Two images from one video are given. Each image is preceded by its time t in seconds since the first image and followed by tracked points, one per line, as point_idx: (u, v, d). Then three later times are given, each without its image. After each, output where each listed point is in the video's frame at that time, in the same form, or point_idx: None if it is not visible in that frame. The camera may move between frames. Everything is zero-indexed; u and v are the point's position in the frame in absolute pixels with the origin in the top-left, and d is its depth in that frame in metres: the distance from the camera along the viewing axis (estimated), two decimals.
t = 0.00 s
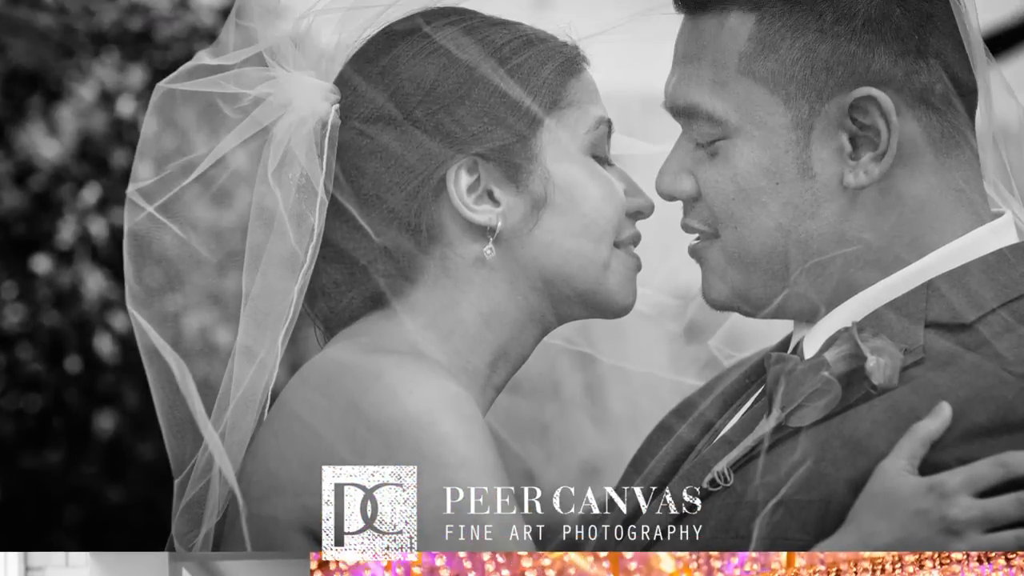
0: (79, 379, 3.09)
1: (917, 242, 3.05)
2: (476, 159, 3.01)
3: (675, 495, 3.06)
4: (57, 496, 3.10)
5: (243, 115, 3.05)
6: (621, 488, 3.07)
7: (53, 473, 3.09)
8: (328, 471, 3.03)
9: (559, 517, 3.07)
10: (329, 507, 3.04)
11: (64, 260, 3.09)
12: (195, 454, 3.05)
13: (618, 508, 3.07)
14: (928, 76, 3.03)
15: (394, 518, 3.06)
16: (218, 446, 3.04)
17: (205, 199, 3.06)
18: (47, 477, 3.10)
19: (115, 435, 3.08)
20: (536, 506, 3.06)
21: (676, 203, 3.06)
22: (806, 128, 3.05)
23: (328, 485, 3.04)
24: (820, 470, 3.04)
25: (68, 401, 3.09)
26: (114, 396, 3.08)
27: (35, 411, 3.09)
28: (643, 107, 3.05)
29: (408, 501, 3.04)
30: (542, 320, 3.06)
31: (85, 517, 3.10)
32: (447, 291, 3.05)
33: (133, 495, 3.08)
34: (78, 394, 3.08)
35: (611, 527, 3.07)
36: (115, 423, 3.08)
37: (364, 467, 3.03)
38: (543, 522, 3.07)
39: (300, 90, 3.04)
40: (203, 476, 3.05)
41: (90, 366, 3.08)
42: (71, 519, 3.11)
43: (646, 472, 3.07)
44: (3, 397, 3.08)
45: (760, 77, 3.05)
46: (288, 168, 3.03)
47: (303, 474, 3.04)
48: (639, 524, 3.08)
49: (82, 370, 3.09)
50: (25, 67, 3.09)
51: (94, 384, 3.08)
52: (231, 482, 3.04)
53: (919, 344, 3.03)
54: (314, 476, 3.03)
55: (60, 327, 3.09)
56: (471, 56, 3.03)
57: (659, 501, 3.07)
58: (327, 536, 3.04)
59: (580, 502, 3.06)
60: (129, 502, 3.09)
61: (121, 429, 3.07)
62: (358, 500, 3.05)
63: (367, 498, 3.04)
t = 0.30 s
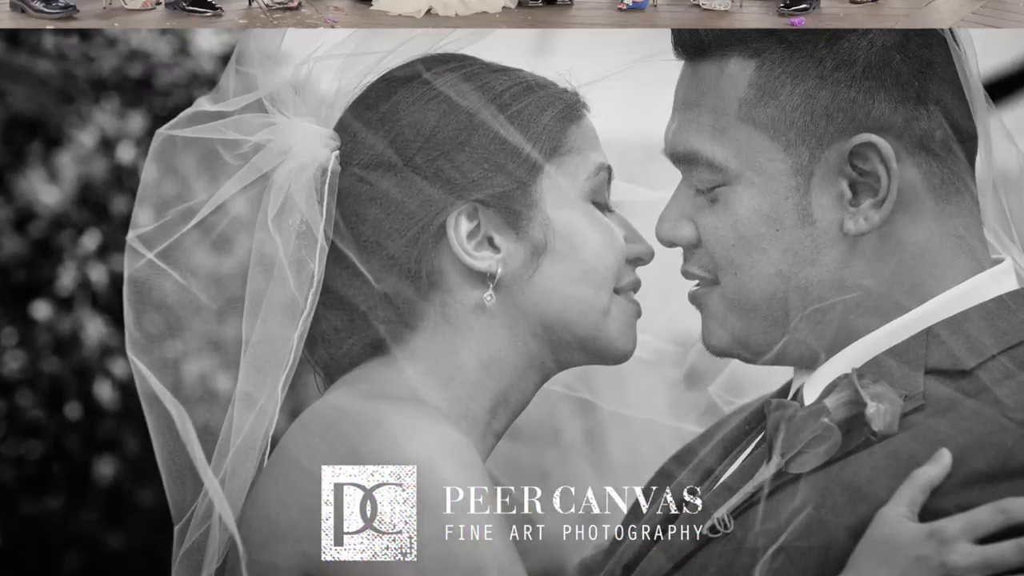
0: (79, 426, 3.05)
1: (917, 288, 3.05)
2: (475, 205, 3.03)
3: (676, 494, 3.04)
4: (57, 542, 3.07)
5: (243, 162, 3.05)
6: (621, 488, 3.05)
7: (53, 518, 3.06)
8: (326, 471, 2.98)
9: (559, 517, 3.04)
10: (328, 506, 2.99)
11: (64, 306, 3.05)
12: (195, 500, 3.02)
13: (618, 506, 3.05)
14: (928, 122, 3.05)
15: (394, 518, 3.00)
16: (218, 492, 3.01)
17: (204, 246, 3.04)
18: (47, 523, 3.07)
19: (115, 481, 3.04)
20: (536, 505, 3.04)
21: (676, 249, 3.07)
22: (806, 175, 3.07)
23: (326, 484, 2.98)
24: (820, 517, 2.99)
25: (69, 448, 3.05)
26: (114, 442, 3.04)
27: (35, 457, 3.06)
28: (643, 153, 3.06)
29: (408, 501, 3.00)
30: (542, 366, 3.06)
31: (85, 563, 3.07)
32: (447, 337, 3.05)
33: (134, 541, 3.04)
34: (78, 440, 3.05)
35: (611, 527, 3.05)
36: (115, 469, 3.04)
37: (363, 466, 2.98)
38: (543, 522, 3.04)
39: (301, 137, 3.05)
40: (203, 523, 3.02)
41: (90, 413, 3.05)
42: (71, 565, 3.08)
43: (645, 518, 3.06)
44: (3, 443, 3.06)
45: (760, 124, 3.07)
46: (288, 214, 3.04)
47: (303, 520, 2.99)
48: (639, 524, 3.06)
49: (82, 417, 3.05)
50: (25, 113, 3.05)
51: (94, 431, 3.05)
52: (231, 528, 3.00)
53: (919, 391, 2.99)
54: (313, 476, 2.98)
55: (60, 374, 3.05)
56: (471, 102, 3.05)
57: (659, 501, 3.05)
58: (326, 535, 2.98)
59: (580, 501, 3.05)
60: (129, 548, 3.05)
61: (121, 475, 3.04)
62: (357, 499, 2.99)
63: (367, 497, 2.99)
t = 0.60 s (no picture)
0: (79, 472, 3.01)
1: (917, 334, 3.04)
2: (475, 252, 3.03)
3: (677, 496, 3.03)
4: None
5: (243, 209, 3.05)
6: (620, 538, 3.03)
7: (53, 565, 3.00)
8: (326, 471, 3.00)
9: (560, 517, 3.03)
10: (327, 507, 2.99)
11: (64, 352, 3.02)
12: (195, 547, 2.98)
13: (618, 506, 3.03)
14: (928, 168, 3.06)
15: (393, 518, 3.00)
16: (219, 538, 2.97)
17: (204, 292, 3.04)
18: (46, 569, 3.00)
19: (115, 527, 2.99)
20: (536, 506, 3.02)
21: (676, 296, 3.08)
22: (806, 222, 3.08)
23: (325, 484, 3.00)
24: (820, 563, 2.95)
25: (69, 494, 3.00)
26: (114, 488, 3.00)
27: (35, 503, 3.01)
28: (643, 200, 3.07)
29: (408, 501, 3.00)
30: (542, 413, 3.04)
31: None
32: (447, 384, 3.02)
33: None
34: (78, 487, 3.00)
35: (612, 527, 3.03)
36: (115, 514, 3.00)
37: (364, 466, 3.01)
38: (543, 522, 3.02)
39: (301, 183, 3.06)
40: (203, 569, 2.98)
41: (90, 459, 3.01)
42: None
43: (646, 565, 3.02)
44: (3, 489, 3.01)
45: (760, 170, 3.08)
46: (288, 261, 3.04)
47: (303, 566, 2.97)
48: (639, 524, 3.03)
49: (82, 463, 3.01)
50: (25, 159, 3.04)
51: (94, 477, 3.01)
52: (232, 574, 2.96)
53: (919, 437, 2.97)
54: (312, 476, 3.00)
55: (60, 421, 3.02)
56: (471, 149, 3.06)
57: (659, 501, 3.03)
58: (325, 535, 2.98)
59: (580, 502, 3.03)
60: None
61: (121, 521, 2.99)
62: (357, 499, 3.00)
63: (366, 497, 2.99)
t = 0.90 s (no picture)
0: (79, 519, 3.00)
1: (917, 380, 3.04)
2: (476, 298, 3.07)
3: (678, 494, 3.04)
4: None
5: (243, 255, 3.06)
6: None
7: None
8: (326, 470, 3.03)
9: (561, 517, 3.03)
10: (326, 506, 3.03)
11: (64, 399, 3.02)
12: None
13: (619, 506, 3.04)
14: (928, 215, 3.08)
15: (393, 518, 3.05)
16: None
17: (204, 338, 3.04)
18: None
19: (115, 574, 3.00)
20: (536, 506, 3.04)
21: (676, 342, 3.07)
22: (806, 268, 3.08)
23: (325, 484, 3.03)
24: None
25: (69, 540, 3.01)
26: (114, 535, 3.00)
27: (35, 550, 3.01)
28: (643, 246, 3.06)
29: (408, 500, 3.04)
30: (542, 459, 3.05)
31: None
32: (447, 431, 3.04)
33: None
34: (78, 533, 3.00)
35: (611, 527, 3.04)
36: (115, 561, 3.01)
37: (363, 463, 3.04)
38: (543, 522, 3.03)
39: (301, 230, 3.07)
40: None
41: (90, 505, 3.01)
42: None
43: None
44: (3, 536, 3.01)
45: (760, 218, 3.09)
46: (288, 307, 3.05)
47: None
48: (640, 523, 3.04)
49: (82, 509, 3.01)
50: (25, 207, 3.03)
51: (94, 524, 3.00)
52: None
53: (919, 484, 2.97)
54: (312, 475, 3.03)
55: (59, 467, 3.01)
56: (471, 195, 3.08)
57: (660, 501, 3.04)
58: (324, 534, 3.02)
59: (580, 501, 3.04)
60: None
61: (121, 569, 3.00)
62: (356, 499, 3.03)
63: (366, 497, 3.04)
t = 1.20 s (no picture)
0: (79, 565, 3.05)
1: (917, 427, 3.06)
2: (475, 344, 3.09)
3: (679, 493, 3.08)
4: None
5: (243, 301, 3.07)
6: None
7: None
8: (325, 470, 3.08)
9: (559, 517, 3.08)
10: (325, 506, 3.08)
11: (64, 445, 3.05)
12: None
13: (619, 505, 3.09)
14: (928, 261, 3.09)
15: (394, 518, 3.10)
16: None
17: (204, 384, 3.07)
18: None
19: None
20: (536, 505, 3.09)
21: (676, 388, 3.08)
22: (806, 314, 3.10)
23: (325, 484, 3.08)
24: None
25: None
26: None
27: None
28: (643, 291, 3.07)
29: (408, 500, 3.09)
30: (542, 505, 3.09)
31: None
32: (447, 477, 3.08)
33: None
34: None
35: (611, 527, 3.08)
36: None
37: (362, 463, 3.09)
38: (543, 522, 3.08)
39: (300, 276, 3.08)
40: None
41: (90, 551, 3.05)
42: None
43: None
44: None
45: (760, 264, 3.11)
46: (288, 353, 3.08)
47: None
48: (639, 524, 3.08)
49: (82, 555, 3.05)
50: (25, 253, 3.03)
51: (94, 570, 3.05)
52: None
53: (919, 530, 3.03)
54: (313, 475, 3.08)
55: (59, 513, 3.05)
56: (471, 242, 3.09)
57: (660, 501, 3.08)
58: (324, 535, 3.07)
59: (580, 502, 3.09)
60: None
61: None
62: (356, 499, 3.09)
63: (365, 497, 3.09)
